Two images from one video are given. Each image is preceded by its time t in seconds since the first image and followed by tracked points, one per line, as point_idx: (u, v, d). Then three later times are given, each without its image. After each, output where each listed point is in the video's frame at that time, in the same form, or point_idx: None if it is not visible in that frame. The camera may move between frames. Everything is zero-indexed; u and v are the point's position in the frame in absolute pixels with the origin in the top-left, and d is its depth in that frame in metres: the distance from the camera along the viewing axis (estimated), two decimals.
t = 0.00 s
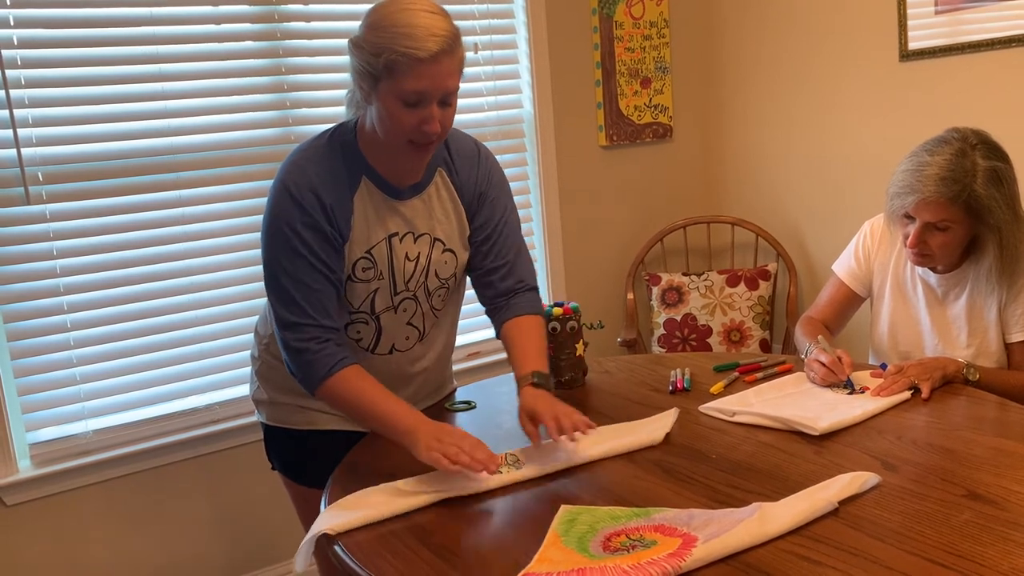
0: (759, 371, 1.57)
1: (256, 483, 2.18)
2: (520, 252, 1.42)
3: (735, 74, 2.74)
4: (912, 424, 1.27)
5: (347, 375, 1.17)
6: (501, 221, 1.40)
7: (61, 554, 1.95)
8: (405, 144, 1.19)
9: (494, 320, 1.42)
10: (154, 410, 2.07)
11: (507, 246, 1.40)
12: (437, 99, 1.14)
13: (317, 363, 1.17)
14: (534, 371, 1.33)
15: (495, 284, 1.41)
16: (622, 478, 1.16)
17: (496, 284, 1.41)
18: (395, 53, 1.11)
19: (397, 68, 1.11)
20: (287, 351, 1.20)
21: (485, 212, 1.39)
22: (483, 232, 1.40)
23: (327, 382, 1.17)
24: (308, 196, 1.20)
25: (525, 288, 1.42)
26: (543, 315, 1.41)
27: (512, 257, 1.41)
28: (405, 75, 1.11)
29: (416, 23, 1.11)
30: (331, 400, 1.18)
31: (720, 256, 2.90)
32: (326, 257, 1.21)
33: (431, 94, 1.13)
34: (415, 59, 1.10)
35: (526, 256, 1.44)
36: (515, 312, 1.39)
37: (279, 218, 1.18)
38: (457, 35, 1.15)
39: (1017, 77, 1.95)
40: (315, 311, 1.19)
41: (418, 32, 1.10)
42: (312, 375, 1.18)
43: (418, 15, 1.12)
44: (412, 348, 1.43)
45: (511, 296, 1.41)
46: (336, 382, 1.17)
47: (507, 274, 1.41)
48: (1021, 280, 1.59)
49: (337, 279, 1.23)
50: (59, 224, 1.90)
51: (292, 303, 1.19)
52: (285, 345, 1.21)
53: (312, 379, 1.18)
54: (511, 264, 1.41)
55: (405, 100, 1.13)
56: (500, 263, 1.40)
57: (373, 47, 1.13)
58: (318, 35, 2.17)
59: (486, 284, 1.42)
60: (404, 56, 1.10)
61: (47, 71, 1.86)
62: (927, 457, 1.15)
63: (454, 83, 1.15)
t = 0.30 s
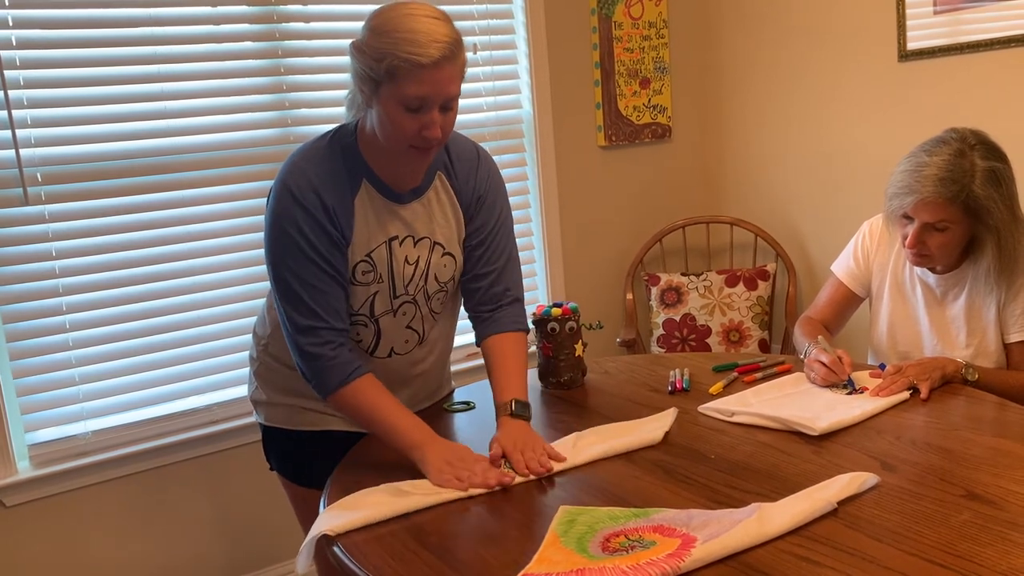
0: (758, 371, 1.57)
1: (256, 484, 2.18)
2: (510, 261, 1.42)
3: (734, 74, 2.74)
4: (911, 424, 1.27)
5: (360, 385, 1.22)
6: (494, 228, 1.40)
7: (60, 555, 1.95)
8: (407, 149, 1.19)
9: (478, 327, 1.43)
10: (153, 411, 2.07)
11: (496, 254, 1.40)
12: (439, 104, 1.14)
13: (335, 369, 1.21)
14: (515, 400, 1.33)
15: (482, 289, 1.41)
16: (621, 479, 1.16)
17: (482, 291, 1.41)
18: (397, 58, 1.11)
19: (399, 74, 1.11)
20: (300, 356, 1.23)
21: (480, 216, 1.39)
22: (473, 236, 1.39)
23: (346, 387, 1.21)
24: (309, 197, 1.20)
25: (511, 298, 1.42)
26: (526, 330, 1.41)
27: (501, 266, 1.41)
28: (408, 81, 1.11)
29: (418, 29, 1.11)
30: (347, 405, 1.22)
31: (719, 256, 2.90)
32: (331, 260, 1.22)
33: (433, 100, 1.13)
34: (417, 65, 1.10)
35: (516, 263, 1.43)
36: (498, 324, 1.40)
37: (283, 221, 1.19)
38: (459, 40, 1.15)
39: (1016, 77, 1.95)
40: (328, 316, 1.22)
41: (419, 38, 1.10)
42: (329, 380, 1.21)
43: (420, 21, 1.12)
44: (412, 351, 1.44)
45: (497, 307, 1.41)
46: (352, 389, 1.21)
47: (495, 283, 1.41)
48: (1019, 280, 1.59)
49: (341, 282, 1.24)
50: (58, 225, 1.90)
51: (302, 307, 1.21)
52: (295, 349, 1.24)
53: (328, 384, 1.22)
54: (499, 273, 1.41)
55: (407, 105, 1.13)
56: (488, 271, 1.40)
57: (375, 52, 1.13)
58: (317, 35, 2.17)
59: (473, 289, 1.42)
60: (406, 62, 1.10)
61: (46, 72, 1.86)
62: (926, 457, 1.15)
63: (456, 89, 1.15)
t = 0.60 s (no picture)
0: (756, 372, 1.57)
1: (254, 484, 2.17)
2: (507, 259, 1.42)
3: (733, 74, 2.74)
4: (909, 425, 1.27)
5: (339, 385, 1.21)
6: (491, 227, 1.40)
7: (57, 555, 1.94)
8: (401, 148, 1.19)
9: (477, 326, 1.42)
10: (151, 411, 2.07)
11: (493, 252, 1.41)
12: (433, 103, 1.14)
13: (313, 370, 1.21)
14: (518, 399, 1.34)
15: (480, 288, 1.41)
16: (619, 479, 1.16)
17: (480, 290, 1.41)
18: (391, 58, 1.11)
19: (394, 73, 1.11)
20: (282, 355, 1.23)
21: (477, 215, 1.39)
22: (471, 235, 1.39)
23: (322, 389, 1.21)
24: (303, 196, 1.20)
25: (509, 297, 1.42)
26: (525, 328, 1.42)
27: (498, 264, 1.41)
28: (402, 80, 1.11)
29: (413, 28, 1.11)
30: (324, 408, 1.21)
31: (717, 257, 2.90)
32: (322, 260, 1.21)
33: (427, 99, 1.13)
34: (412, 64, 1.10)
35: (513, 262, 1.44)
36: (496, 322, 1.40)
37: (276, 220, 1.19)
38: (454, 40, 1.15)
39: (1014, 77, 1.96)
40: (312, 316, 1.22)
41: (414, 37, 1.10)
42: (307, 380, 1.21)
43: (414, 20, 1.12)
44: (407, 350, 1.44)
45: (495, 305, 1.41)
46: (331, 389, 1.21)
47: (493, 281, 1.41)
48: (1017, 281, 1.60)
49: (331, 282, 1.24)
50: (56, 225, 1.90)
51: (288, 306, 1.21)
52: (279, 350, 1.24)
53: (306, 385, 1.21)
54: (496, 271, 1.41)
55: (401, 104, 1.13)
56: (486, 269, 1.41)
57: (370, 51, 1.13)
58: (316, 35, 2.17)
59: (471, 288, 1.42)
60: (401, 61, 1.10)
61: (45, 72, 1.86)
62: (923, 458, 1.15)
63: (450, 88, 1.15)
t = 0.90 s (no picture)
0: (755, 373, 1.57)
1: (253, 485, 2.17)
2: (515, 251, 1.44)
3: (731, 76, 2.74)
4: (907, 426, 1.27)
5: (306, 382, 1.17)
6: (498, 220, 1.42)
7: (55, 556, 1.94)
8: (396, 149, 1.19)
9: (494, 321, 1.43)
10: (149, 412, 2.06)
11: (502, 244, 1.42)
12: (427, 104, 1.14)
13: (277, 367, 1.17)
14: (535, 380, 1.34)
15: (495, 281, 1.43)
16: (617, 480, 1.16)
17: (495, 283, 1.42)
18: (385, 58, 1.11)
19: (387, 74, 1.11)
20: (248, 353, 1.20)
21: (482, 210, 1.40)
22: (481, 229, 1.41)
23: (286, 386, 1.17)
24: (295, 200, 1.20)
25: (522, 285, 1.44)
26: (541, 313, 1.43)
27: (508, 255, 1.43)
28: (395, 80, 1.11)
29: (406, 28, 1.11)
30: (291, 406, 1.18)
31: (715, 258, 2.90)
32: (304, 266, 1.21)
33: (421, 100, 1.13)
34: (405, 64, 1.10)
35: (521, 253, 1.46)
36: (513, 312, 1.40)
37: (265, 225, 1.18)
38: (447, 40, 1.15)
39: (1013, 79, 1.96)
40: (281, 315, 1.20)
41: (408, 38, 1.10)
42: (272, 378, 1.17)
43: (407, 21, 1.12)
44: (405, 350, 1.44)
45: (510, 296, 1.42)
46: (297, 386, 1.17)
47: (507, 272, 1.42)
48: (1015, 283, 1.60)
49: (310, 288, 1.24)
50: (54, 225, 1.89)
51: (265, 309, 1.20)
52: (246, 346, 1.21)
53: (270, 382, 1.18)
54: (508, 262, 1.43)
55: (395, 105, 1.13)
56: (498, 262, 1.42)
57: (363, 52, 1.12)
58: (315, 36, 2.17)
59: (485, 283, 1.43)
60: (394, 62, 1.10)
61: (44, 73, 1.86)
62: (922, 459, 1.15)
63: (444, 88, 1.15)
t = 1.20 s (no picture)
0: (754, 374, 1.57)
1: (251, 486, 2.17)
2: (521, 242, 1.42)
3: (730, 77, 2.74)
4: (906, 429, 1.27)
5: (316, 385, 1.16)
6: (497, 216, 1.40)
7: (53, 557, 1.94)
8: (394, 150, 1.19)
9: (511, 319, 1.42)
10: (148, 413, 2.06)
11: (503, 240, 1.41)
12: (423, 105, 1.14)
13: (291, 368, 1.16)
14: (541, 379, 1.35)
15: (502, 278, 1.42)
16: (615, 482, 1.16)
17: (502, 280, 1.42)
18: (381, 59, 1.11)
19: (384, 75, 1.11)
20: (256, 352, 1.19)
21: (478, 210, 1.39)
22: (480, 227, 1.40)
23: (300, 388, 1.16)
24: (294, 198, 1.20)
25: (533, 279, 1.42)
26: (554, 305, 1.40)
27: (512, 250, 1.41)
28: (392, 82, 1.11)
29: (402, 30, 1.11)
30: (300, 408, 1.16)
31: (715, 260, 2.90)
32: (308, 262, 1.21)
33: (418, 101, 1.13)
34: (402, 65, 1.10)
35: (530, 245, 1.44)
36: (523, 308, 1.39)
37: (265, 222, 1.18)
38: (443, 41, 1.15)
39: (1012, 82, 1.96)
40: (291, 315, 1.19)
41: (404, 39, 1.10)
42: (284, 379, 1.16)
43: (403, 22, 1.12)
44: (401, 350, 1.44)
45: (520, 292, 1.41)
46: (307, 389, 1.16)
47: (513, 268, 1.41)
48: (1013, 285, 1.60)
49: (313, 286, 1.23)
50: (53, 226, 1.89)
51: (268, 307, 1.18)
52: (252, 344, 1.20)
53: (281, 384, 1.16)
54: (515, 257, 1.41)
55: (391, 106, 1.13)
56: (502, 259, 1.41)
57: (359, 53, 1.12)
58: (314, 37, 2.16)
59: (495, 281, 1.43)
60: (391, 64, 1.10)
61: (44, 73, 1.86)
62: (920, 461, 1.15)
63: (440, 89, 1.15)
